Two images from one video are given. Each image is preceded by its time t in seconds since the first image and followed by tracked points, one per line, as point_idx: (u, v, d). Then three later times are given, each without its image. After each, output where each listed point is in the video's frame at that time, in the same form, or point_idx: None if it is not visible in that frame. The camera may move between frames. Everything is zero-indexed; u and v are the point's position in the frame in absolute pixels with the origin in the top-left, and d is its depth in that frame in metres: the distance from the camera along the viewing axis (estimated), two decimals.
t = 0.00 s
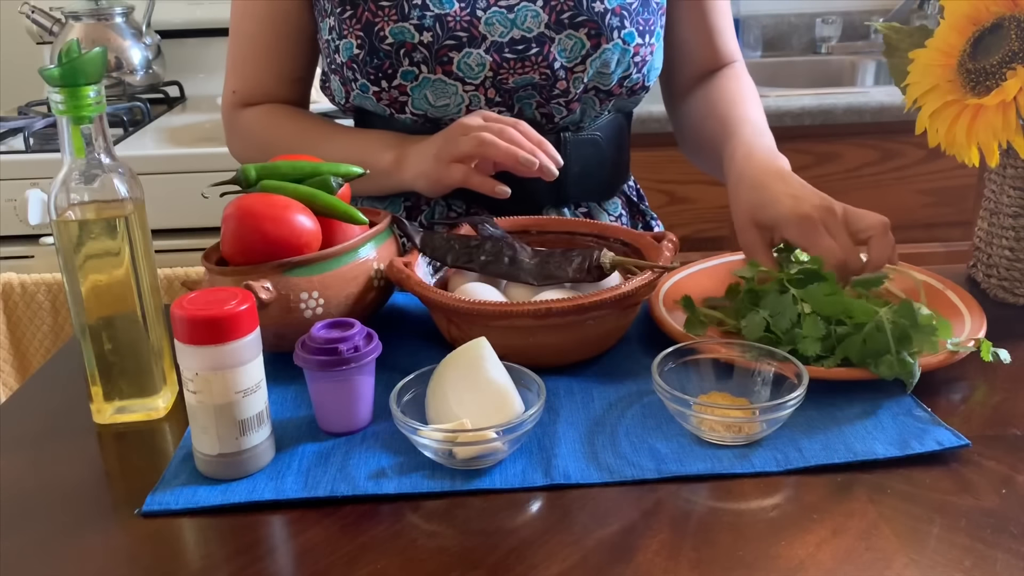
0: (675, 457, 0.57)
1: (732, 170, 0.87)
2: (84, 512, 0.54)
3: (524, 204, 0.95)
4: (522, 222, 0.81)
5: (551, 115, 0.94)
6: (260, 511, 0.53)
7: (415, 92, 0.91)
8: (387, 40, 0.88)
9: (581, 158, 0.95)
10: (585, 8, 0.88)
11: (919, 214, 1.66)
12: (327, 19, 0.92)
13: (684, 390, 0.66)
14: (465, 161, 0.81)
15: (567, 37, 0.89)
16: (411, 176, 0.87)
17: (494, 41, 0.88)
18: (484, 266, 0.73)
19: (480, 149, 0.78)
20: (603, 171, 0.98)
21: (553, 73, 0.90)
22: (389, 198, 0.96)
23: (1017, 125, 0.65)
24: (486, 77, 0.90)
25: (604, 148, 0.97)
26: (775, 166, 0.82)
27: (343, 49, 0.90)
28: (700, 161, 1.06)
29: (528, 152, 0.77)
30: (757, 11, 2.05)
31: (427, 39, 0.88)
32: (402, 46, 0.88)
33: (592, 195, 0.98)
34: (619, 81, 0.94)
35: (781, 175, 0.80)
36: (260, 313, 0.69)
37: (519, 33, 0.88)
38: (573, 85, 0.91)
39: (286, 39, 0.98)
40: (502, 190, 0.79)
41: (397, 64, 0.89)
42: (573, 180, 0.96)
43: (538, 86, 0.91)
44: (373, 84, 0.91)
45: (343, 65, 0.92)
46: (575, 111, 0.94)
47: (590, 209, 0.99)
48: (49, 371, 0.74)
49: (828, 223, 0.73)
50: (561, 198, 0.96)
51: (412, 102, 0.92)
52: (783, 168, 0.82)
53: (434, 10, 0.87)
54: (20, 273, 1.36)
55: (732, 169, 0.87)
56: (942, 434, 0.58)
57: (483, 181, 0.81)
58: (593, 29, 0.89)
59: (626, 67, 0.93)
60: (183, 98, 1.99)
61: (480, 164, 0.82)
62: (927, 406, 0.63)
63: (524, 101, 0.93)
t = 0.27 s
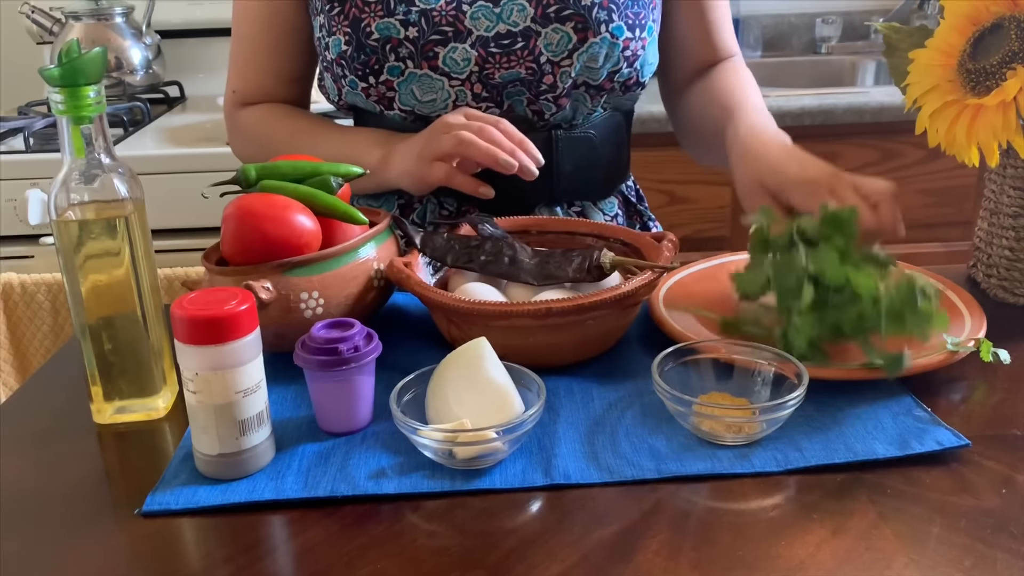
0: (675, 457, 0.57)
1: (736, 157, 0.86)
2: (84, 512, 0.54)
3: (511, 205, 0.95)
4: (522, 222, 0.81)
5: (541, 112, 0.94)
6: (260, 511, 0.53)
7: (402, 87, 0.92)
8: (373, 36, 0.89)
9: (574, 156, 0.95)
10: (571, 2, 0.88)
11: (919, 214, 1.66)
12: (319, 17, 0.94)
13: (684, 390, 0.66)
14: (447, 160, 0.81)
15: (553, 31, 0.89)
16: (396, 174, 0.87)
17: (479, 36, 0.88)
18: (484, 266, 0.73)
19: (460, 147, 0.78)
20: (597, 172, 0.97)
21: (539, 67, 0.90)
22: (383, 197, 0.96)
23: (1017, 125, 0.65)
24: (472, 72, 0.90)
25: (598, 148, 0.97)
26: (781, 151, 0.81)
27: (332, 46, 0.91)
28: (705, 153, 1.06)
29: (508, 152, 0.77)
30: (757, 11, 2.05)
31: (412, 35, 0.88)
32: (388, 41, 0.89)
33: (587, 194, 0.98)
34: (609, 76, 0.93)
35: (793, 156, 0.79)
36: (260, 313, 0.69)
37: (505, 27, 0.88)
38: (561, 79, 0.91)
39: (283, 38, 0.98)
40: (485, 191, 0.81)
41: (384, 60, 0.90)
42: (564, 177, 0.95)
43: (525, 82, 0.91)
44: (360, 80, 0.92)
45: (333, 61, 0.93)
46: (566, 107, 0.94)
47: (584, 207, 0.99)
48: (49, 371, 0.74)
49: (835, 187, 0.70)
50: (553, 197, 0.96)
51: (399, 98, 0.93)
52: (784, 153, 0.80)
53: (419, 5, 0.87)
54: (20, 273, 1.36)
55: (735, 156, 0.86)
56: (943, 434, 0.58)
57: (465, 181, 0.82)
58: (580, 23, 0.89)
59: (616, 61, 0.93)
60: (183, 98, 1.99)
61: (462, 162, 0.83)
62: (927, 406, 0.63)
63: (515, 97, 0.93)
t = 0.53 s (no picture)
0: (675, 457, 0.57)
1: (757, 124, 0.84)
2: (84, 512, 0.54)
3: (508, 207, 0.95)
4: (522, 222, 0.81)
5: (537, 114, 0.94)
6: (261, 512, 0.53)
7: (397, 90, 0.92)
8: (366, 39, 0.90)
9: (571, 158, 0.95)
10: (565, 2, 0.88)
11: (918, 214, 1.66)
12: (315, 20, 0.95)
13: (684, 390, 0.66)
14: (439, 166, 0.81)
15: (546, 32, 0.89)
16: (389, 178, 0.87)
17: (472, 38, 0.89)
18: (484, 266, 0.73)
19: (451, 154, 0.78)
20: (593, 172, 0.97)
21: (533, 69, 0.90)
22: (379, 199, 0.96)
23: (1017, 125, 0.66)
24: (465, 73, 0.90)
25: (595, 148, 0.97)
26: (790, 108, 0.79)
27: (328, 50, 0.93)
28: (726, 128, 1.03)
29: (499, 160, 0.77)
30: (757, 11, 2.07)
31: (405, 37, 0.89)
32: (382, 43, 0.90)
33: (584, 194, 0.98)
34: (603, 76, 0.93)
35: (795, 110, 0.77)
36: (260, 314, 0.69)
37: (498, 28, 0.88)
38: (555, 80, 0.91)
39: (280, 40, 0.99)
40: (478, 199, 0.81)
41: (377, 62, 0.91)
42: (561, 178, 0.95)
43: (519, 83, 0.91)
44: (355, 83, 0.93)
45: (328, 65, 0.95)
46: (562, 109, 0.94)
47: (583, 209, 0.98)
48: (49, 372, 0.74)
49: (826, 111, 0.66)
50: (550, 198, 0.96)
51: (393, 100, 0.94)
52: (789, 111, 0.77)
53: (412, 7, 0.88)
54: (20, 273, 1.36)
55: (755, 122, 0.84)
56: (942, 434, 0.58)
57: (459, 188, 0.82)
58: (574, 24, 0.88)
59: (610, 62, 0.92)
60: (183, 98, 1.99)
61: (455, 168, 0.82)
62: (927, 406, 0.63)
63: (510, 99, 0.93)
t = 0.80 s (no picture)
0: (675, 457, 0.57)
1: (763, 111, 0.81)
2: (84, 512, 0.54)
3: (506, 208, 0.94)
4: (522, 222, 0.81)
5: (529, 112, 0.95)
6: (261, 512, 0.53)
7: (385, 88, 0.93)
8: (354, 37, 0.90)
9: (564, 156, 0.94)
10: None
11: (918, 214, 1.66)
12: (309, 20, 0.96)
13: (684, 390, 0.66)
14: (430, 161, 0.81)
15: (534, 30, 0.88)
16: (382, 176, 0.87)
17: (460, 36, 0.89)
18: (484, 266, 0.73)
19: (440, 148, 0.77)
20: (586, 170, 0.95)
21: (520, 67, 0.90)
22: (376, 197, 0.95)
23: (1017, 125, 0.66)
24: (453, 70, 0.91)
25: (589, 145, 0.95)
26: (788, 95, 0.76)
27: (319, 48, 0.94)
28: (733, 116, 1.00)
29: (488, 153, 0.76)
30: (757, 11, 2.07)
31: (392, 35, 0.89)
32: (369, 42, 0.90)
33: (578, 192, 0.96)
34: (593, 73, 0.92)
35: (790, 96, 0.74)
36: (260, 314, 0.69)
37: (485, 26, 0.88)
38: (543, 79, 0.91)
39: (279, 42, 0.99)
40: (468, 192, 0.80)
41: (365, 61, 0.91)
42: (553, 177, 0.94)
43: (508, 82, 0.92)
44: (344, 81, 0.94)
45: (319, 63, 0.96)
46: (553, 107, 0.95)
47: (577, 207, 0.97)
48: (49, 372, 0.74)
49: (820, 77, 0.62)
50: (543, 196, 0.95)
51: (382, 98, 0.94)
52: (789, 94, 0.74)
53: (400, 5, 0.88)
54: (20, 273, 1.36)
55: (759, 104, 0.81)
56: (942, 434, 0.58)
57: (449, 183, 0.81)
58: (562, 21, 0.88)
59: (600, 59, 0.92)
60: (183, 98, 1.99)
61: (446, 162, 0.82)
62: (927, 406, 0.63)
63: (501, 97, 0.94)
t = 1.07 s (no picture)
0: (675, 457, 0.57)
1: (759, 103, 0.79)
2: (84, 513, 0.54)
3: (503, 207, 0.95)
4: (522, 222, 0.81)
5: (516, 113, 0.95)
6: (261, 512, 0.53)
7: (369, 89, 0.93)
8: (339, 39, 0.91)
9: (554, 159, 0.93)
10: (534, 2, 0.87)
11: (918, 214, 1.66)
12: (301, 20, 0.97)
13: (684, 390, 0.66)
14: (403, 163, 0.81)
15: (516, 32, 0.88)
16: (365, 178, 0.87)
17: (441, 37, 0.89)
18: (484, 266, 0.73)
19: (412, 150, 0.78)
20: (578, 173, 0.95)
21: (501, 69, 0.90)
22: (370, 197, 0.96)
23: (1017, 125, 0.66)
24: (434, 72, 0.91)
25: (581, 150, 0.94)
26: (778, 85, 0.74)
27: (307, 50, 0.95)
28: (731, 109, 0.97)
29: (459, 156, 0.77)
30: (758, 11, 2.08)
31: (375, 37, 0.90)
32: (353, 44, 0.91)
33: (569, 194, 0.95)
34: (578, 74, 0.92)
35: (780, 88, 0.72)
36: (260, 314, 0.69)
37: (467, 28, 0.88)
38: (525, 80, 0.91)
39: (279, 44, 0.99)
40: (440, 195, 0.81)
41: (349, 62, 0.92)
42: (545, 180, 0.94)
43: (490, 83, 0.92)
44: (331, 83, 0.95)
45: (308, 65, 0.97)
46: (538, 109, 0.95)
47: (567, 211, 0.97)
48: (49, 372, 0.74)
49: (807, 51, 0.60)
50: (533, 198, 0.95)
51: (368, 99, 0.95)
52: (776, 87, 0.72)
53: (382, 7, 0.89)
54: (20, 273, 1.36)
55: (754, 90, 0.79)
56: (942, 434, 0.58)
57: (421, 186, 0.82)
58: (543, 23, 0.88)
59: (585, 60, 0.91)
60: (183, 98, 1.99)
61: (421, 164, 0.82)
62: (927, 406, 0.63)
63: (487, 98, 0.94)
